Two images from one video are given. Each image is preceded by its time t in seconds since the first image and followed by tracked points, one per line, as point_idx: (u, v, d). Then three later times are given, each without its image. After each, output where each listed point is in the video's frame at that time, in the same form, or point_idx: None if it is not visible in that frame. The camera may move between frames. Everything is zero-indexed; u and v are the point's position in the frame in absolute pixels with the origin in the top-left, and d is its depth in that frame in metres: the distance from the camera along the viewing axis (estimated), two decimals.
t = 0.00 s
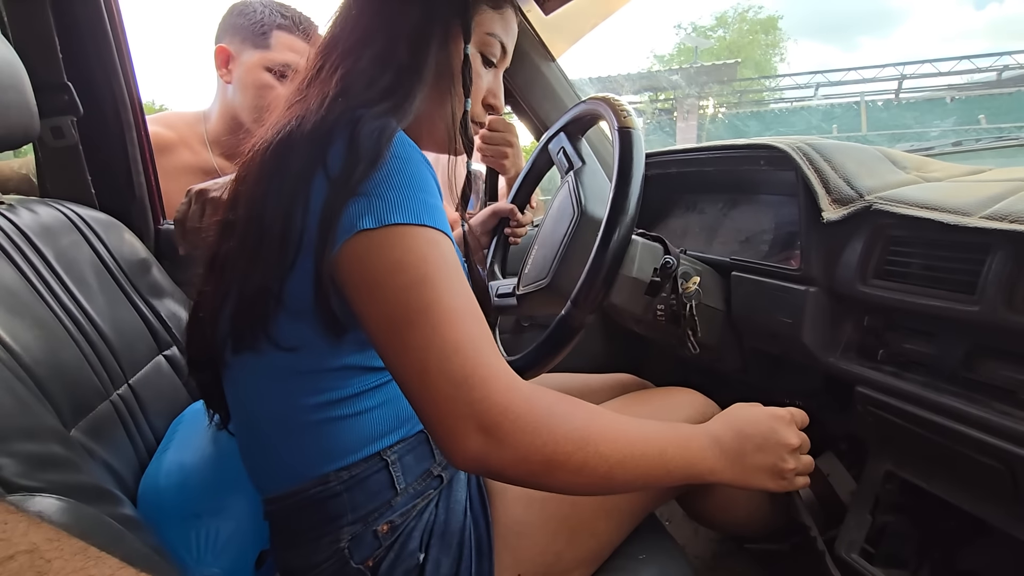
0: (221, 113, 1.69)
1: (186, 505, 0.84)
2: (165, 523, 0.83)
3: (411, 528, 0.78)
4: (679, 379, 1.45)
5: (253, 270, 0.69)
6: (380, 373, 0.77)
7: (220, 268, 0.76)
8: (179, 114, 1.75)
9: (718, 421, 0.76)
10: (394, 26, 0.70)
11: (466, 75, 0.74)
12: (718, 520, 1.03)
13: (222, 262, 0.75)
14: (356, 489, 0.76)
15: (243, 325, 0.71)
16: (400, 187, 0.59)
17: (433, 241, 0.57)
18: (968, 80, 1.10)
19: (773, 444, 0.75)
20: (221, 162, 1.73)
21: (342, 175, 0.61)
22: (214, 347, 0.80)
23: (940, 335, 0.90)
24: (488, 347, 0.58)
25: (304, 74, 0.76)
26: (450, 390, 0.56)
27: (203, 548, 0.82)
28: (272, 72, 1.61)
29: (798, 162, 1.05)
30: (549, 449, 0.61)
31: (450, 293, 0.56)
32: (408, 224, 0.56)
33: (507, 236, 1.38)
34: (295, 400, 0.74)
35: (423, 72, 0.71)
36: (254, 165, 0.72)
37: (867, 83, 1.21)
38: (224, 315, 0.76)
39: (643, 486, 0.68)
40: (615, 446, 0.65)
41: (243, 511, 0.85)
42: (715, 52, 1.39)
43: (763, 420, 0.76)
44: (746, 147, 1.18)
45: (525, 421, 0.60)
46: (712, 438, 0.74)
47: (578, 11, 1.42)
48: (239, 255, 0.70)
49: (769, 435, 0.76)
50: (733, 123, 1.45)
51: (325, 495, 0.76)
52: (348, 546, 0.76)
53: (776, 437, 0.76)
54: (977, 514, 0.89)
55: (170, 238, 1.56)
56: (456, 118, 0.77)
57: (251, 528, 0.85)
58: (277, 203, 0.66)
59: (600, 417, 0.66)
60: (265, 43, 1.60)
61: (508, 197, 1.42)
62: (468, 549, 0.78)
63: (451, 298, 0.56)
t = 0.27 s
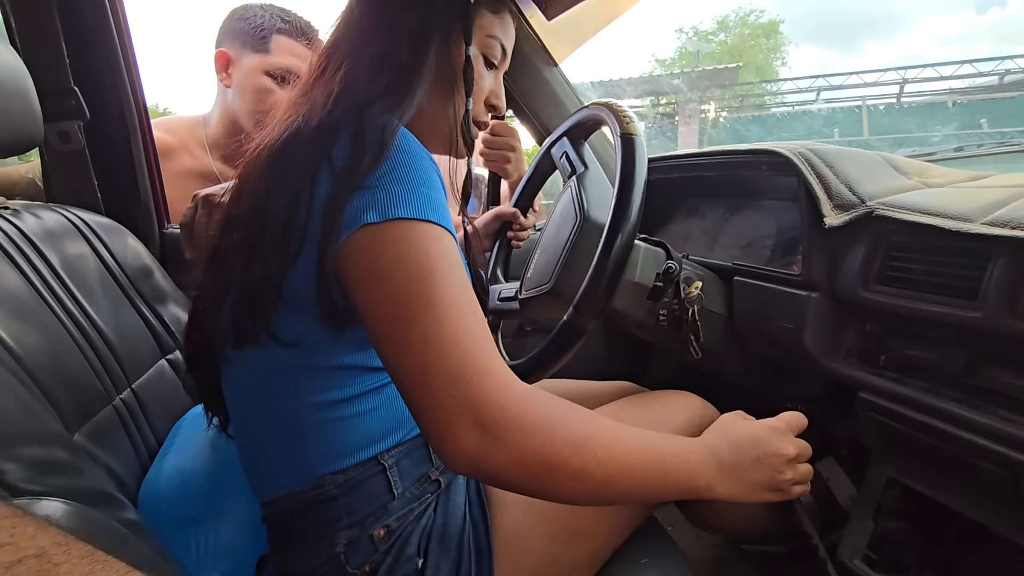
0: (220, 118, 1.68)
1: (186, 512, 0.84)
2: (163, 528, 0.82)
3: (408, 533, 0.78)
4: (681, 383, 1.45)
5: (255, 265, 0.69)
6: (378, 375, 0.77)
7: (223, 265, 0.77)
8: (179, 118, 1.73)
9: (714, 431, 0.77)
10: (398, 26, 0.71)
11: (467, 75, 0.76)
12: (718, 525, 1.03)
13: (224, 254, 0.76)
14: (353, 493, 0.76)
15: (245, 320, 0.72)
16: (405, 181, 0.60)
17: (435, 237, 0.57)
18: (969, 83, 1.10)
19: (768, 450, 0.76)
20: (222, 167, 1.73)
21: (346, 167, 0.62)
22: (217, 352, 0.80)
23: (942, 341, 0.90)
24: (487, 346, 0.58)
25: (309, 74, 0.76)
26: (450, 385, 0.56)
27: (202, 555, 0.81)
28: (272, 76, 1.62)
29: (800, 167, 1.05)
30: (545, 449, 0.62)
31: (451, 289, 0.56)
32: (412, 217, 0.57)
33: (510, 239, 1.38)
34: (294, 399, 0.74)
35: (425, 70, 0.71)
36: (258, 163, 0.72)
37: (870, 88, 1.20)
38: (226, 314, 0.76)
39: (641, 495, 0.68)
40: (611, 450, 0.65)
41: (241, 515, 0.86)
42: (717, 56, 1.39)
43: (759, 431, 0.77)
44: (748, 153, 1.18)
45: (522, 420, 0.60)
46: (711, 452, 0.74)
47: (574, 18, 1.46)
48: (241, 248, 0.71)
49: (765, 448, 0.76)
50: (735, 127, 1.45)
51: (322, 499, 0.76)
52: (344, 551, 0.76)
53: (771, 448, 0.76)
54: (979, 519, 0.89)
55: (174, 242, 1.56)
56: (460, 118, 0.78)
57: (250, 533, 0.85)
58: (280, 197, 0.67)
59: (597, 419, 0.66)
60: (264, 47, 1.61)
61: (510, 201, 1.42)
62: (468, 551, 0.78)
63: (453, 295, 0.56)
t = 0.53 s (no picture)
0: (220, 121, 1.70)
1: (191, 512, 0.83)
2: (168, 524, 0.81)
3: (413, 536, 0.78)
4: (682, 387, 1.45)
5: (265, 278, 0.70)
6: (386, 380, 0.77)
7: (230, 276, 0.77)
8: (179, 122, 1.76)
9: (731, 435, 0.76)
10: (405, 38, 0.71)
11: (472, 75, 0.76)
12: (720, 529, 1.03)
13: (230, 268, 0.77)
14: (358, 496, 0.76)
15: (252, 330, 0.72)
16: (412, 194, 0.60)
17: (443, 247, 0.58)
18: (971, 87, 1.11)
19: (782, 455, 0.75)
20: (220, 170, 1.75)
21: (356, 177, 0.62)
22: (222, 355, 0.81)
23: (942, 345, 0.90)
24: (495, 354, 0.58)
25: (318, 85, 0.77)
26: (459, 394, 0.57)
27: (207, 556, 0.80)
28: (271, 80, 1.62)
29: (800, 171, 1.06)
30: (555, 455, 0.62)
31: (459, 299, 0.57)
32: (419, 229, 0.57)
33: (511, 243, 1.38)
34: (303, 405, 0.74)
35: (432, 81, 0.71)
36: (267, 173, 0.73)
37: (870, 91, 1.22)
38: (234, 323, 0.77)
39: (650, 498, 0.68)
40: (620, 457, 0.65)
41: (247, 516, 0.87)
42: (718, 60, 1.41)
43: (778, 433, 0.76)
44: (748, 157, 1.19)
45: (532, 427, 0.60)
46: (726, 455, 0.74)
47: (582, 20, 1.45)
48: (250, 259, 0.72)
49: (784, 450, 0.75)
50: (735, 131, 1.44)
51: (327, 502, 0.76)
52: (349, 554, 0.76)
53: (793, 449, 0.76)
54: (980, 524, 0.89)
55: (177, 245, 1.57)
56: (466, 121, 0.78)
57: (255, 535, 0.86)
58: (290, 211, 0.68)
59: (606, 425, 0.66)
60: (264, 49, 1.60)
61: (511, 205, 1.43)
62: (470, 557, 0.78)
63: (461, 304, 0.56)
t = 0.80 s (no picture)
0: (222, 122, 1.71)
1: (194, 510, 0.82)
2: (172, 521, 0.81)
3: (418, 534, 0.78)
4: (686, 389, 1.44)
5: (263, 283, 0.70)
6: (384, 380, 0.77)
7: (229, 281, 0.78)
8: (182, 123, 1.76)
9: (730, 437, 0.76)
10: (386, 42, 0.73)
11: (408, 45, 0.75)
12: (724, 530, 1.03)
13: (229, 279, 0.77)
14: (363, 494, 0.76)
15: (253, 334, 0.73)
16: (400, 195, 0.60)
17: (433, 250, 0.57)
18: (973, 90, 1.10)
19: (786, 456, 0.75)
20: (223, 171, 1.76)
21: (345, 182, 0.62)
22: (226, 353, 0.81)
23: (948, 346, 0.89)
24: (487, 358, 0.58)
25: (304, 88, 0.78)
26: (452, 397, 0.57)
27: (210, 552, 0.79)
28: (272, 79, 1.63)
29: (805, 171, 1.05)
30: (551, 458, 0.62)
31: (451, 301, 0.56)
32: (408, 233, 0.57)
33: (514, 243, 1.37)
34: (302, 405, 0.74)
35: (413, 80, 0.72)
36: (259, 179, 0.74)
37: (873, 93, 1.22)
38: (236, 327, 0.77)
39: (651, 499, 0.68)
40: (618, 458, 0.65)
41: (252, 515, 0.86)
42: (721, 62, 1.40)
43: (779, 438, 0.76)
44: (752, 157, 1.18)
45: (527, 429, 0.60)
46: (725, 456, 0.74)
47: (584, 20, 1.47)
48: (247, 266, 0.72)
49: (784, 452, 0.75)
50: (739, 132, 1.44)
51: (332, 499, 0.76)
52: (354, 551, 0.76)
53: (791, 455, 0.75)
54: (986, 527, 0.88)
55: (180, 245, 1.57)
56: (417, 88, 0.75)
57: (259, 532, 0.85)
58: (281, 215, 0.69)
59: (602, 427, 0.66)
60: (264, 49, 1.60)
61: (514, 205, 1.42)
62: (475, 557, 0.78)
63: (452, 306, 0.56)
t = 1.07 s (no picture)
0: (227, 125, 1.76)
1: (198, 510, 0.83)
2: (178, 527, 0.82)
3: (421, 534, 0.78)
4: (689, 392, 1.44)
5: (263, 285, 0.70)
6: (384, 381, 0.77)
7: (228, 283, 0.78)
8: (186, 125, 1.77)
9: (733, 438, 0.76)
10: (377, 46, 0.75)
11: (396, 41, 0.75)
12: (726, 532, 1.03)
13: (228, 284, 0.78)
14: (366, 495, 0.76)
15: (254, 335, 0.73)
16: (396, 196, 0.60)
17: (430, 251, 0.57)
18: (977, 91, 1.10)
19: (788, 458, 0.75)
20: (227, 173, 1.79)
21: (339, 185, 0.63)
22: (228, 354, 0.81)
23: (952, 348, 0.89)
24: (487, 359, 0.58)
25: (296, 92, 0.79)
26: (451, 398, 0.57)
27: (214, 553, 0.81)
28: (275, 82, 1.65)
29: (807, 173, 1.05)
30: (551, 459, 0.61)
31: (448, 302, 0.56)
32: (406, 234, 0.57)
33: (516, 245, 1.38)
34: (302, 407, 0.74)
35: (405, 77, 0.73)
36: (254, 182, 0.74)
37: (875, 95, 1.20)
38: (236, 329, 0.78)
39: (653, 501, 0.68)
40: (618, 460, 0.65)
41: (254, 517, 0.85)
42: (723, 64, 1.39)
43: (779, 441, 0.75)
44: (755, 159, 1.19)
45: (526, 430, 0.60)
46: (725, 458, 0.73)
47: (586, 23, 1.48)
48: (244, 269, 0.73)
49: (787, 453, 0.75)
50: (740, 135, 1.45)
51: (336, 500, 0.76)
52: (358, 552, 0.77)
53: (793, 457, 0.75)
54: (990, 529, 0.88)
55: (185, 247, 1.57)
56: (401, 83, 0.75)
57: (262, 535, 0.84)
58: (278, 218, 0.69)
59: (602, 428, 0.65)
60: (269, 52, 1.63)
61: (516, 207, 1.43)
62: (477, 557, 0.78)
63: (449, 308, 0.56)
